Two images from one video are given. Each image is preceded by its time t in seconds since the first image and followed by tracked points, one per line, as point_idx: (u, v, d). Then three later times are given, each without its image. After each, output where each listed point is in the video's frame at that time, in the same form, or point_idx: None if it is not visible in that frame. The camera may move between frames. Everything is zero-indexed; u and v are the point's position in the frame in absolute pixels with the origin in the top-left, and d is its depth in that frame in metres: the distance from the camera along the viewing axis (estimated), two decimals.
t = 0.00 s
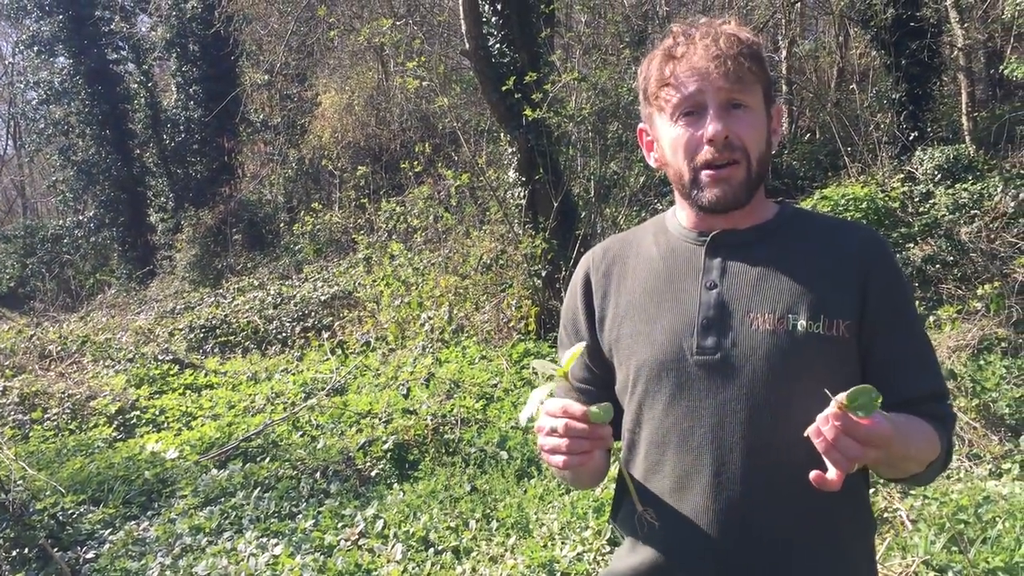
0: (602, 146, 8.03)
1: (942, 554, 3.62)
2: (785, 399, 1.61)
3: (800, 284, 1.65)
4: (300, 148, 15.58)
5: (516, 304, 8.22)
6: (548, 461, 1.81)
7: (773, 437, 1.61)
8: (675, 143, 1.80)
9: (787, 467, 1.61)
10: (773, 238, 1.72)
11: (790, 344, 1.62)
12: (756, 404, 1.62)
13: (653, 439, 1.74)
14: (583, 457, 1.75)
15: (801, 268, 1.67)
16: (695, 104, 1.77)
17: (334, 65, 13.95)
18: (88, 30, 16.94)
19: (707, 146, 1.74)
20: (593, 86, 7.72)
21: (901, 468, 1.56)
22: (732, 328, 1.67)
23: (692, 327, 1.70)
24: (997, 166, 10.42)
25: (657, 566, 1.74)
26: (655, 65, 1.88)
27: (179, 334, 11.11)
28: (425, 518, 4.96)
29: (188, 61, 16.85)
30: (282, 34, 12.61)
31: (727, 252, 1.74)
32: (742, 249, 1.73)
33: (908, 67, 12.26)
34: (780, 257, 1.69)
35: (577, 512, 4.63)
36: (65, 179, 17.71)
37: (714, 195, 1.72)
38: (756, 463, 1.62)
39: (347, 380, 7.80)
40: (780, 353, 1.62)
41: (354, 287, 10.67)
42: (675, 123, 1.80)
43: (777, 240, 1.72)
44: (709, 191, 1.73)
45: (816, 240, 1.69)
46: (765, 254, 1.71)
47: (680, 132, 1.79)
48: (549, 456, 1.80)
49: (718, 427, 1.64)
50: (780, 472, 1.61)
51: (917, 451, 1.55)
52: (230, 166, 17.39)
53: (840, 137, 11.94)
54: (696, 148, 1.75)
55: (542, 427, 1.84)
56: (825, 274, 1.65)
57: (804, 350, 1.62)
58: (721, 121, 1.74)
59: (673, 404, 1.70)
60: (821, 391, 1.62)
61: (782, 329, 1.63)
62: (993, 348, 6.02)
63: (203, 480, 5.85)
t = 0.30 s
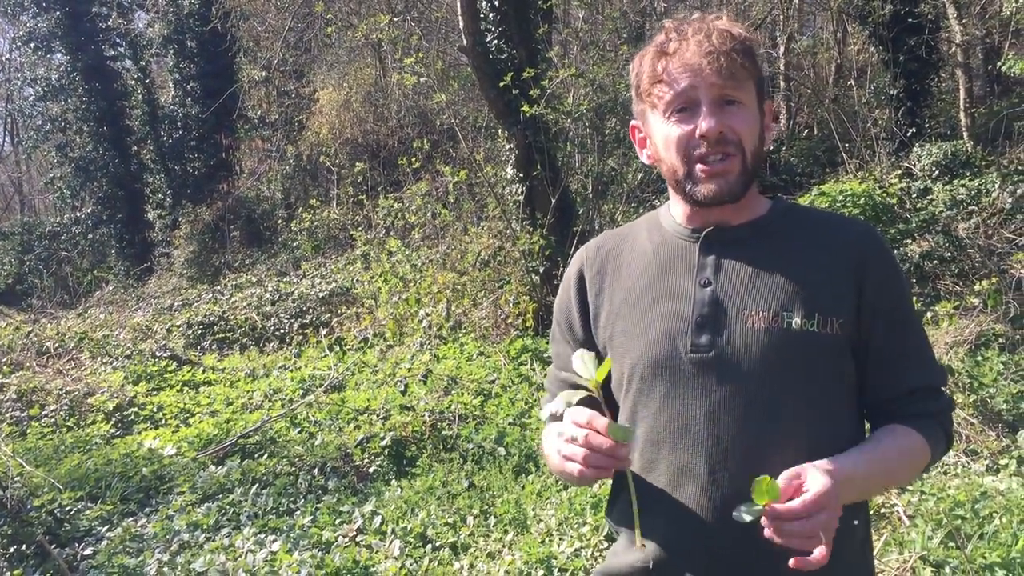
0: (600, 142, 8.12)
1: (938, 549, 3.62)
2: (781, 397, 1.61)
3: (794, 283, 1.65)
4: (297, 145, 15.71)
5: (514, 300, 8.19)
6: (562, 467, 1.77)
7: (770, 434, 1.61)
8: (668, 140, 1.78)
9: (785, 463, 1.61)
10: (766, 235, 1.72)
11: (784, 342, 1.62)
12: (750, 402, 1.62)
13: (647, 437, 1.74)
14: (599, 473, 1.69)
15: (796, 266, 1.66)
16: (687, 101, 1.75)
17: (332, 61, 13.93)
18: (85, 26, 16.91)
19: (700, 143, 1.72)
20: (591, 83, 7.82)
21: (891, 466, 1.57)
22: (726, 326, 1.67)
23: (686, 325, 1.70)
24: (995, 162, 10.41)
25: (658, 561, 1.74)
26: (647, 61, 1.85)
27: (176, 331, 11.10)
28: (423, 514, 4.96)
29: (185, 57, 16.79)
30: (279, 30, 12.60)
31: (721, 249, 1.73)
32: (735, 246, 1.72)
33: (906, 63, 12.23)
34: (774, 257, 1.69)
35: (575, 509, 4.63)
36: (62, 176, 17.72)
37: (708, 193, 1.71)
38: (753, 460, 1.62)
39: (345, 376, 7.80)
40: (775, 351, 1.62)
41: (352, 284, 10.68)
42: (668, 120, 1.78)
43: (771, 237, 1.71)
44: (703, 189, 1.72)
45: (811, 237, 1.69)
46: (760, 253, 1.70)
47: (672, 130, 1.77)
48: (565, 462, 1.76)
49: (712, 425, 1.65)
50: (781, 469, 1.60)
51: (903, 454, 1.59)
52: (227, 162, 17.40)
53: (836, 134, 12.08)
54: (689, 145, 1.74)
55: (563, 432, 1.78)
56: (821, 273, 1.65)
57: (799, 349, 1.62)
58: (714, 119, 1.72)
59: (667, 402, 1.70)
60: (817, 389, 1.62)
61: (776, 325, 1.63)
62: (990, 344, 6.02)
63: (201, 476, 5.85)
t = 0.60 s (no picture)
0: (598, 138, 8.12)
1: (935, 545, 3.61)
2: (786, 396, 1.60)
3: (793, 282, 1.64)
4: (294, 141, 16.11)
5: (512, 296, 8.19)
6: (631, 488, 1.63)
7: (774, 433, 1.60)
8: (662, 140, 1.75)
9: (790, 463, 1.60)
10: (765, 234, 1.70)
11: (786, 341, 1.61)
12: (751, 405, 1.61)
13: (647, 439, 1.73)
14: (675, 498, 1.60)
15: (795, 265, 1.66)
16: (681, 101, 1.72)
17: (329, 57, 13.94)
18: (81, 22, 16.86)
19: (695, 143, 1.70)
20: (588, 78, 7.81)
21: (890, 466, 1.57)
22: (725, 327, 1.65)
23: (685, 326, 1.68)
24: (992, 158, 10.42)
25: (667, 562, 1.68)
26: (638, 60, 1.81)
27: (174, 327, 11.09)
28: (420, 510, 4.95)
29: (182, 53, 16.90)
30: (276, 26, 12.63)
31: (719, 249, 1.72)
32: (733, 245, 1.71)
33: (904, 58, 12.25)
34: (774, 255, 1.67)
35: (573, 504, 4.64)
36: (59, 172, 17.63)
37: (704, 194, 1.69)
38: (756, 460, 1.61)
39: (343, 372, 7.80)
40: (776, 351, 1.61)
41: (349, 280, 10.69)
42: (661, 120, 1.75)
43: (769, 236, 1.70)
44: (699, 190, 1.70)
45: (809, 235, 1.68)
46: (758, 252, 1.69)
47: (666, 130, 1.74)
48: (637, 485, 1.62)
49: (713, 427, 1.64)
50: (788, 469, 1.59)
51: (905, 450, 1.59)
52: (224, 158, 17.52)
53: (835, 130, 12.03)
54: (683, 146, 1.71)
55: (634, 450, 1.63)
56: (820, 272, 1.64)
57: (800, 349, 1.61)
58: (708, 119, 1.70)
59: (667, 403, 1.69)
60: (819, 388, 1.61)
61: (777, 325, 1.62)
62: (988, 339, 6.03)
63: (198, 473, 5.84)
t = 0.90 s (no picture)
0: (596, 135, 8.08)
1: (934, 542, 3.62)
2: (786, 394, 1.59)
3: (793, 281, 1.64)
4: (292, 138, 16.11)
5: (510, 294, 8.18)
6: (640, 479, 1.62)
7: (774, 431, 1.60)
8: (663, 137, 1.74)
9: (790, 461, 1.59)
10: (764, 232, 1.70)
11: (786, 340, 1.60)
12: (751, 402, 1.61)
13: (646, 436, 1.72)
14: (682, 489, 1.59)
15: (795, 264, 1.65)
16: (683, 99, 1.71)
17: (326, 54, 13.91)
18: (78, 18, 16.80)
19: (696, 142, 1.68)
20: (586, 75, 7.80)
21: (889, 466, 1.57)
22: (726, 323, 1.65)
23: (686, 324, 1.68)
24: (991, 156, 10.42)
25: (666, 560, 1.67)
26: (641, 56, 1.80)
27: (171, 324, 11.07)
28: (418, 507, 4.95)
29: (179, 50, 16.85)
30: (274, 22, 12.59)
31: (718, 247, 1.71)
32: (733, 243, 1.70)
33: (903, 56, 12.26)
34: (773, 253, 1.67)
35: (570, 502, 4.64)
36: (56, 169, 17.57)
37: (704, 192, 1.68)
38: (755, 458, 1.61)
39: (341, 369, 7.80)
40: (775, 349, 1.60)
41: (347, 277, 10.69)
42: (662, 117, 1.74)
43: (769, 234, 1.69)
44: (700, 187, 1.68)
45: (808, 234, 1.67)
46: (757, 251, 1.68)
47: (668, 128, 1.73)
48: (647, 477, 1.60)
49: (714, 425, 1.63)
50: (788, 467, 1.59)
51: (903, 450, 1.58)
52: (222, 155, 17.64)
53: (834, 127, 11.99)
54: (685, 144, 1.70)
55: (644, 442, 1.61)
56: (819, 271, 1.63)
57: (799, 347, 1.60)
58: (710, 117, 1.68)
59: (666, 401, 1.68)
60: (817, 386, 1.60)
61: (777, 324, 1.62)
62: (986, 337, 6.03)
63: (196, 470, 5.83)
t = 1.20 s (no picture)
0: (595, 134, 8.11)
1: (932, 541, 3.62)
2: (783, 395, 1.59)
3: (791, 281, 1.63)
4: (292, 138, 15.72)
5: (509, 292, 8.14)
6: (631, 481, 1.62)
7: (771, 432, 1.59)
8: (661, 138, 1.74)
9: (786, 462, 1.59)
10: (762, 232, 1.69)
11: (782, 341, 1.60)
12: (748, 403, 1.61)
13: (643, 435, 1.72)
14: (673, 491, 1.59)
15: (793, 265, 1.65)
16: (681, 101, 1.71)
17: (325, 53, 13.89)
18: (77, 17, 16.78)
19: (695, 143, 1.68)
20: (585, 75, 7.82)
21: (887, 468, 1.56)
22: (723, 323, 1.65)
23: (682, 324, 1.68)
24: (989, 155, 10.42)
25: (663, 560, 1.67)
26: (639, 57, 1.80)
27: (170, 323, 11.07)
28: (417, 506, 4.95)
29: (178, 49, 16.84)
30: (272, 21, 12.58)
31: (716, 247, 1.71)
32: (730, 244, 1.71)
33: (902, 55, 12.26)
34: (770, 254, 1.67)
35: (569, 501, 4.63)
36: (54, 168, 17.56)
37: (703, 193, 1.67)
38: (751, 458, 1.61)
39: (340, 368, 7.80)
40: (772, 349, 1.60)
41: (346, 277, 10.70)
42: (661, 118, 1.74)
43: (765, 235, 1.69)
44: (698, 189, 1.68)
45: (806, 235, 1.67)
46: (755, 250, 1.68)
47: (666, 129, 1.73)
48: (637, 478, 1.60)
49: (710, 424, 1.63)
50: (784, 467, 1.59)
51: (901, 451, 1.57)
52: (221, 154, 17.65)
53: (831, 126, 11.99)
54: (683, 146, 1.70)
55: (635, 444, 1.61)
56: (817, 272, 1.63)
57: (797, 347, 1.60)
58: (709, 119, 1.68)
59: (664, 400, 1.68)
60: (815, 387, 1.60)
61: (774, 324, 1.62)
62: (984, 336, 6.04)
63: (194, 469, 5.83)
